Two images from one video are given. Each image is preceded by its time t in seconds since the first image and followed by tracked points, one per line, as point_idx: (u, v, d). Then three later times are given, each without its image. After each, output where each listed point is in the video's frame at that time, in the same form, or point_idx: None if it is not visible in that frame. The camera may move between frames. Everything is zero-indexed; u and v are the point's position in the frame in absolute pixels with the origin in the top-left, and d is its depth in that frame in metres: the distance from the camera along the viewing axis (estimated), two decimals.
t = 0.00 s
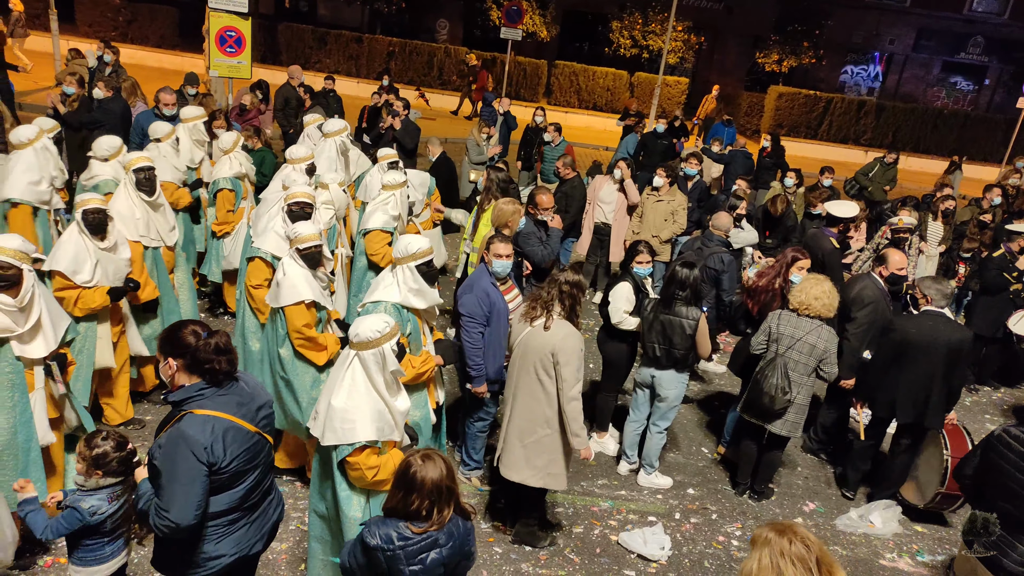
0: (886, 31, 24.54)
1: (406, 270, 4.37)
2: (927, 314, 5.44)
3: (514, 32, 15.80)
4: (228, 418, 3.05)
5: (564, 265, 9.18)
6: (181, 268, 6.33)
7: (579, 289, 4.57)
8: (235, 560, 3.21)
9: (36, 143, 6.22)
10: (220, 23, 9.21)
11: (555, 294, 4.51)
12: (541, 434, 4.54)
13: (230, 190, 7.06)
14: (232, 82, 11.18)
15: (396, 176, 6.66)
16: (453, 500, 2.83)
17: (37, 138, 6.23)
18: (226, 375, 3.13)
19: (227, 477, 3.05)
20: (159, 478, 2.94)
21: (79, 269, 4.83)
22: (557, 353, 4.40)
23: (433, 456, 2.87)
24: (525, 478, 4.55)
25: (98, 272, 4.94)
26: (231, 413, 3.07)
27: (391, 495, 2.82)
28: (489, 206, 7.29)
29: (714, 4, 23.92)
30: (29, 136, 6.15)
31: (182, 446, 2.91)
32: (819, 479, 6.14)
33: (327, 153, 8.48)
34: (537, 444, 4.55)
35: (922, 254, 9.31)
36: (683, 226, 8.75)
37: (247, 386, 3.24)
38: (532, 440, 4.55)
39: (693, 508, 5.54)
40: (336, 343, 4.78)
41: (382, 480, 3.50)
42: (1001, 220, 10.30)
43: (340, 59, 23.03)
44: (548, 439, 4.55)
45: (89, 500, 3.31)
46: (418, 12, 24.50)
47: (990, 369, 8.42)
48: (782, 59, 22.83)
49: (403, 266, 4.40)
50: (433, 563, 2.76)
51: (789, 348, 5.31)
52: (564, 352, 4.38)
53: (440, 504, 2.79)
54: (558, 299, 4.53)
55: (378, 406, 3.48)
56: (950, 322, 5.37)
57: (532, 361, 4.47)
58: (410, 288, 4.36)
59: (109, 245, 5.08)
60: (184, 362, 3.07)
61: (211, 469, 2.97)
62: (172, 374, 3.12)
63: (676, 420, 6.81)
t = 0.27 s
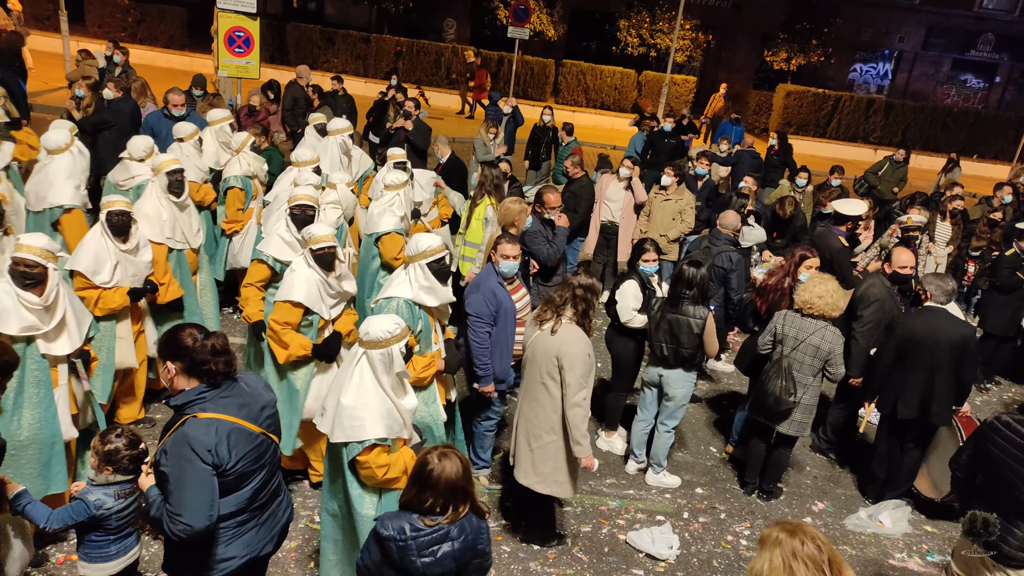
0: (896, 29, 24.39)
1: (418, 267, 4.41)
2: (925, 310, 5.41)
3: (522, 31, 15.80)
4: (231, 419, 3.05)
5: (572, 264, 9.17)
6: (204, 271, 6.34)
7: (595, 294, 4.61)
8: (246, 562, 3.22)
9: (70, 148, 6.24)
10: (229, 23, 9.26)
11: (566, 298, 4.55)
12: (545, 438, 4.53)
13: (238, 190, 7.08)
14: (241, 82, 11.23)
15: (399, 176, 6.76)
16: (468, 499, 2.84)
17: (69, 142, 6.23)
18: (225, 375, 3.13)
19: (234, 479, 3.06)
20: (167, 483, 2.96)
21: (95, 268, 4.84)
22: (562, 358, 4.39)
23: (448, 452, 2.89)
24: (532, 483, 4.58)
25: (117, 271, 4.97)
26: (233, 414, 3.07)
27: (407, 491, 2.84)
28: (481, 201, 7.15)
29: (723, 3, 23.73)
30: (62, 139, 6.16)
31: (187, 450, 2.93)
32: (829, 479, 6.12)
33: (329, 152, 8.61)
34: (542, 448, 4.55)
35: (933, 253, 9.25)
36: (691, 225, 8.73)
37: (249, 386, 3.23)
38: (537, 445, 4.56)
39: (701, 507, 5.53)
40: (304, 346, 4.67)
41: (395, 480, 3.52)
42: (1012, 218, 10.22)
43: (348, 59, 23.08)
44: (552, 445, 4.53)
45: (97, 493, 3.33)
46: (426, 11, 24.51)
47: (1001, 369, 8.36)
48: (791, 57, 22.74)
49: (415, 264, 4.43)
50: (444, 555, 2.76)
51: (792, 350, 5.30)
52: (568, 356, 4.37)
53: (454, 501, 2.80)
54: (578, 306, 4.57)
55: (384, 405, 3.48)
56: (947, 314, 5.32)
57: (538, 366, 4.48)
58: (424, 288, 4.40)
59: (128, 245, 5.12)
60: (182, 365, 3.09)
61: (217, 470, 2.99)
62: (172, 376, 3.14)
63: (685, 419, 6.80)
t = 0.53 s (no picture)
0: (907, 27, 24.24)
1: (431, 265, 4.46)
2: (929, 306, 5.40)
3: (532, 31, 15.80)
4: (246, 421, 3.08)
5: (583, 264, 9.18)
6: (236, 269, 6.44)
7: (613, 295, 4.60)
8: (261, 561, 3.23)
9: (104, 151, 6.21)
10: (241, 24, 9.32)
11: (589, 301, 4.51)
12: (564, 441, 4.55)
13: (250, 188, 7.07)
14: (252, 82, 11.29)
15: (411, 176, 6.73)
16: (496, 499, 2.88)
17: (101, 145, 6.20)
18: (239, 376, 3.18)
19: (249, 480, 3.08)
20: (185, 484, 2.98)
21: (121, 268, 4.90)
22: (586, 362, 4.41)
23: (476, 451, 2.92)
24: (548, 482, 4.62)
25: (139, 271, 5.02)
26: (249, 416, 3.10)
27: (437, 490, 2.87)
28: (478, 194, 7.33)
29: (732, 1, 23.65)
30: (95, 142, 6.12)
31: (203, 452, 2.96)
32: (842, 479, 6.11)
33: (340, 152, 8.66)
34: (559, 451, 4.57)
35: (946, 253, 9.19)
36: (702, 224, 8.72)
37: (265, 388, 3.25)
38: (555, 446, 4.58)
39: (714, 506, 5.53)
40: (302, 341, 4.46)
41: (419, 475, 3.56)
42: None
43: (357, 59, 23.14)
44: (571, 446, 4.56)
45: (122, 489, 3.38)
46: (435, 11, 24.55)
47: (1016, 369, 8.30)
48: (801, 56, 22.64)
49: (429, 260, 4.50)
50: (469, 550, 2.78)
51: (801, 351, 5.31)
52: (592, 361, 4.38)
53: (485, 500, 2.84)
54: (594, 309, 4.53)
55: (409, 400, 3.52)
56: (953, 311, 5.29)
57: (559, 369, 4.48)
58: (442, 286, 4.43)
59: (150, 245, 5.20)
60: (197, 366, 3.15)
61: (233, 472, 3.01)
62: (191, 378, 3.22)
63: (697, 418, 6.80)
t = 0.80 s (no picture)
0: (922, 27, 24.11)
1: (447, 267, 4.51)
2: (948, 307, 5.39)
3: (545, 33, 15.83)
4: (272, 421, 3.13)
5: (597, 265, 9.20)
6: (261, 271, 6.46)
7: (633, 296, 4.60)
8: (278, 559, 3.28)
9: (138, 151, 6.57)
10: (258, 26, 9.39)
11: (613, 305, 4.50)
12: (594, 442, 4.61)
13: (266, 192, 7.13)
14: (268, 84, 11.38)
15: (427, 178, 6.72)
16: (524, 495, 2.92)
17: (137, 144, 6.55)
18: (264, 378, 3.21)
19: (271, 480, 3.12)
20: (209, 481, 3.03)
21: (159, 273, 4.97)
22: (621, 365, 4.48)
23: (505, 450, 2.96)
24: (577, 483, 4.66)
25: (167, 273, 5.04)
26: (275, 416, 3.15)
27: (467, 491, 2.89)
28: (483, 191, 7.35)
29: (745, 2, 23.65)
30: (130, 142, 6.49)
31: (230, 450, 3.00)
32: (859, 481, 6.09)
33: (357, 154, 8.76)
34: (590, 452, 4.62)
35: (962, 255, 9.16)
36: (717, 226, 8.72)
37: (292, 389, 3.31)
38: (585, 448, 4.63)
39: (731, 508, 5.54)
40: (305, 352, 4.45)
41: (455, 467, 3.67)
42: None
43: (371, 61, 23.24)
44: (602, 446, 4.63)
45: (158, 483, 3.42)
46: (448, 13, 24.62)
47: None
48: (815, 56, 22.56)
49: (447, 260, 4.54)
50: (499, 547, 2.83)
51: (814, 352, 5.32)
52: (627, 365, 4.47)
53: (514, 499, 2.89)
54: (614, 312, 4.52)
55: (450, 394, 3.64)
56: (970, 313, 5.28)
57: (592, 373, 4.51)
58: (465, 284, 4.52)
59: (172, 248, 5.28)
60: (225, 365, 3.16)
61: (257, 469, 3.06)
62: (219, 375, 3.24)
63: (713, 419, 6.81)
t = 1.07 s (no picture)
0: (942, 29, 23.88)
1: (465, 271, 4.52)
2: (976, 312, 5.34)
3: (560, 35, 15.84)
4: (296, 417, 3.16)
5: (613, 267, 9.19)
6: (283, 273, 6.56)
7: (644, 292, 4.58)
8: (295, 555, 3.30)
9: (172, 151, 6.92)
10: (276, 28, 9.47)
11: (628, 304, 4.51)
12: (622, 438, 4.64)
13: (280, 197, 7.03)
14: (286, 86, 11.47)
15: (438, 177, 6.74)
16: (550, 495, 2.94)
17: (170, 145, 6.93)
18: (289, 377, 3.24)
19: (293, 475, 3.16)
20: (232, 474, 3.07)
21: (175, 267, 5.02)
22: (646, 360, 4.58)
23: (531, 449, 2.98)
24: (610, 481, 4.67)
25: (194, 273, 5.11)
26: (298, 413, 3.18)
27: (495, 491, 2.91)
28: (494, 192, 7.38)
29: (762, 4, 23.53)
30: (162, 144, 6.85)
31: (254, 444, 3.04)
32: (877, 486, 6.05)
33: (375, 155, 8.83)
34: (620, 449, 4.66)
35: (983, 259, 9.06)
36: (734, 228, 8.68)
37: (316, 388, 3.34)
38: (615, 445, 4.65)
39: (747, 511, 5.52)
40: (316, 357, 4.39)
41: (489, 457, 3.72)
42: None
43: (387, 63, 23.37)
44: (630, 441, 4.69)
45: (187, 476, 3.51)
46: (464, 15, 24.69)
47: None
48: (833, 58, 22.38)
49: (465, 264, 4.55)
50: (525, 546, 2.86)
51: (829, 355, 5.28)
52: (652, 360, 4.57)
53: (540, 498, 2.90)
54: (629, 311, 4.54)
55: (478, 389, 3.69)
56: (1002, 318, 5.24)
57: (620, 371, 4.52)
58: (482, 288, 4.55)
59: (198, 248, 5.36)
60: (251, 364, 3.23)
61: (279, 465, 3.09)
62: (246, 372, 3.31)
63: (729, 423, 6.79)
